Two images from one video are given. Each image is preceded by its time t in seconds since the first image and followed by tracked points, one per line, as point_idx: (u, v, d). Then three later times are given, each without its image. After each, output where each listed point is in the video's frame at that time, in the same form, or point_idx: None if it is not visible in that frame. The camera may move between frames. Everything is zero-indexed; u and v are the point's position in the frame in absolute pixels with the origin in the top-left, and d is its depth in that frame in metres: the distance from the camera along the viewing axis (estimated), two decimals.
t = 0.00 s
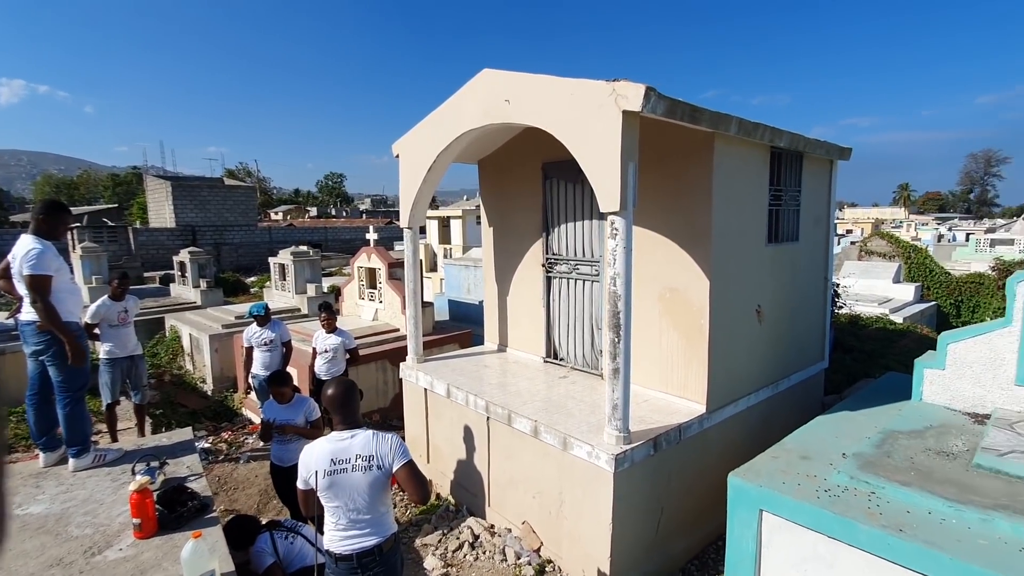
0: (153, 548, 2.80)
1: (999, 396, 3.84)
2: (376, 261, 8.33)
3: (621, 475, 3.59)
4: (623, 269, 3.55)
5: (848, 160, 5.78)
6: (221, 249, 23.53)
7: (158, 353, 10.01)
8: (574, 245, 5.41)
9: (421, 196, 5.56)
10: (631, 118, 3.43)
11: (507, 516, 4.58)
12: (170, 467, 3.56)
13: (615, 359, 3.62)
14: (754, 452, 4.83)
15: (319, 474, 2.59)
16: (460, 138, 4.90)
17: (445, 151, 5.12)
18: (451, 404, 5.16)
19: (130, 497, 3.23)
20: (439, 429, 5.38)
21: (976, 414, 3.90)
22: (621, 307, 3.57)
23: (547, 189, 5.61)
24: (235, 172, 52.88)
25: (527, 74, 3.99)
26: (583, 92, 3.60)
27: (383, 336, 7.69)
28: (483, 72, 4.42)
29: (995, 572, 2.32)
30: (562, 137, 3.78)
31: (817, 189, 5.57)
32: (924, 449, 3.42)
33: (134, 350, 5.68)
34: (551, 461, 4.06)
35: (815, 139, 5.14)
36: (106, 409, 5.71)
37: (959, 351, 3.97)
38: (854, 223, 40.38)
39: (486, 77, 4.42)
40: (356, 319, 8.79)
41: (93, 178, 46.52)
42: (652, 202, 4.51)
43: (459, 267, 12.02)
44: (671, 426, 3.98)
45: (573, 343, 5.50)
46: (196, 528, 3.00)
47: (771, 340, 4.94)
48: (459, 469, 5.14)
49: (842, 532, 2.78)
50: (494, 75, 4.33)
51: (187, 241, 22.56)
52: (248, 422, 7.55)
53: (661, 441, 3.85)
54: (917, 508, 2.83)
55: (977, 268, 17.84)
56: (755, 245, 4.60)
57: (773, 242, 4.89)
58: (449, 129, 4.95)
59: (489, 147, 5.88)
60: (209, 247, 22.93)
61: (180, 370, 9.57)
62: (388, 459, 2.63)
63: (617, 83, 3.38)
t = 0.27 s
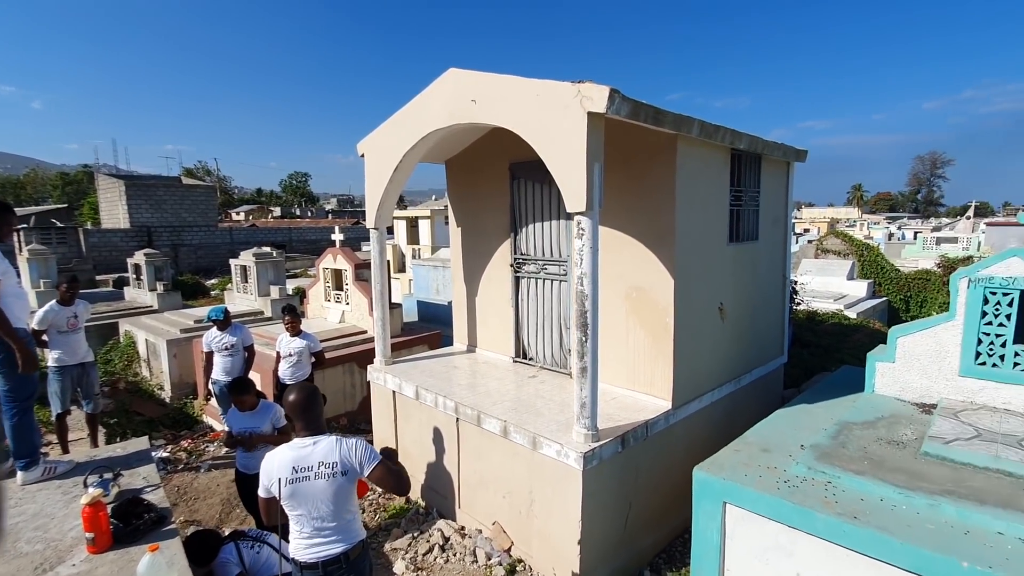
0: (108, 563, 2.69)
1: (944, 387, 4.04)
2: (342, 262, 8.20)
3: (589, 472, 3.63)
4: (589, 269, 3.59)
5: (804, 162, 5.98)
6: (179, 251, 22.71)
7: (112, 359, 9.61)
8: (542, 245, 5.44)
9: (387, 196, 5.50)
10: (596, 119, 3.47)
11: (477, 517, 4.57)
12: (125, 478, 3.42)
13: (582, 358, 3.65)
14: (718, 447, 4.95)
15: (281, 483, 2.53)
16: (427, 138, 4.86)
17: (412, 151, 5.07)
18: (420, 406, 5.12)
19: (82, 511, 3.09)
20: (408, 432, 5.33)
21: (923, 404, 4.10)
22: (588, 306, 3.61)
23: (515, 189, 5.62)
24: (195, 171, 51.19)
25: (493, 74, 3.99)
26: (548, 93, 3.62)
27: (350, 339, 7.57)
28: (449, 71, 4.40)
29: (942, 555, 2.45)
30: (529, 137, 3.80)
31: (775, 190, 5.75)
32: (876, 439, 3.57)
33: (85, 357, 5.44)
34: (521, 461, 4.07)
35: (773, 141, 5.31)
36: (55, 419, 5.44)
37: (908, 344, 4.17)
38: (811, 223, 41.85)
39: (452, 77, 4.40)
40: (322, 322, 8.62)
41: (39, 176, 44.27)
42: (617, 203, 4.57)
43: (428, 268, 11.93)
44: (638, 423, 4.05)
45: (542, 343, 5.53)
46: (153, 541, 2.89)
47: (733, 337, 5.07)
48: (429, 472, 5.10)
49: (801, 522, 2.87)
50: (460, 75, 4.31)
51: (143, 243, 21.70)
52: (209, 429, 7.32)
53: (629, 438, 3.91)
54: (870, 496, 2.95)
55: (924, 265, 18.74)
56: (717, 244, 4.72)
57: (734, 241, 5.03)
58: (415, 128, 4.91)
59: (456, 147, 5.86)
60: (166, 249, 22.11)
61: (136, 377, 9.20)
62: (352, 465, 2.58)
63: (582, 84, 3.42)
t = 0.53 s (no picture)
0: None
1: (896, 379, 4.23)
2: (308, 263, 8.03)
3: (559, 470, 3.66)
4: (557, 269, 3.61)
5: (764, 163, 6.17)
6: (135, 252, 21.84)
7: (63, 366, 9.17)
8: (510, 245, 5.45)
9: (353, 196, 5.41)
10: (562, 120, 3.49)
11: (448, 519, 4.56)
12: (78, 491, 3.27)
13: (552, 357, 3.67)
14: (684, 442, 5.06)
15: (245, 493, 2.43)
16: (393, 137, 4.81)
17: (378, 150, 5.00)
18: (389, 409, 5.06)
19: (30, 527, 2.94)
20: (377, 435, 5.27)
21: (876, 396, 4.28)
22: (556, 305, 3.63)
23: (483, 189, 5.61)
24: (151, 169, 49.34)
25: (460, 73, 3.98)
26: (515, 93, 3.63)
27: (317, 341, 7.43)
28: (415, 70, 4.36)
29: (895, 540, 2.56)
30: (496, 137, 3.80)
31: (736, 190, 5.91)
32: (833, 430, 3.71)
33: (34, 365, 5.18)
34: (492, 461, 4.07)
35: (735, 143, 5.45)
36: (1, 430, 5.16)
37: (862, 338, 4.34)
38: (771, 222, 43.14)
39: (418, 75, 4.37)
40: (287, 324, 8.43)
41: None
42: (584, 203, 4.62)
43: (396, 268, 11.80)
44: (607, 420, 4.10)
45: (512, 343, 5.54)
46: (110, 554, 2.78)
47: (698, 334, 5.19)
48: (399, 475, 5.06)
49: (764, 512, 2.96)
50: (426, 74, 4.28)
51: (96, 244, 20.79)
52: (169, 437, 7.07)
53: (598, 435, 3.95)
54: (828, 486, 3.06)
55: (877, 262, 19.53)
56: (682, 243, 4.82)
57: (698, 241, 5.15)
58: (381, 127, 4.85)
59: (424, 146, 5.81)
60: (122, 250, 21.24)
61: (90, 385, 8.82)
62: (321, 469, 2.59)
63: (549, 85, 3.43)
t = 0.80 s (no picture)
0: None
1: (852, 372, 4.40)
2: (273, 265, 7.85)
3: (530, 469, 3.68)
4: (526, 269, 3.63)
5: (727, 164, 6.32)
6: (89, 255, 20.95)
7: (11, 375, 8.74)
8: (480, 245, 5.45)
9: (319, 197, 5.32)
10: (530, 120, 3.51)
11: (420, 522, 4.52)
12: (28, 504, 3.12)
13: (521, 357, 3.69)
14: (653, 438, 5.15)
15: (216, 502, 2.35)
16: (360, 136, 4.75)
17: (344, 150, 4.93)
18: (358, 412, 4.99)
19: None
20: (346, 438, 5.19)
21: (834, 388, 4.44)
22: (525, 305, 3.65)
23: (452, 189, 5.59)
24: (105, 168, 47.38)
25: (427, 72, 3.95)
26: (483, 93, 3.63)
27: (283, 345, 7.27)
28: (381, 69, 4.32)
29: (851, 527, 2.66)
30: (463, 137, 3.79)
31: (701, 191, 6.04)
32: (794, 423, 3.84)
33: None
34: (463, 462, 4.06)
35: (699, 144, 5.57)
36: None
37: (820, 334, 4.49)
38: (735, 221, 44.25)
39: (384, 74, 4.32)
40: (252, 327, 8.23)
41: None
42: (553, 203, 4.65)
43: (365, 269, 11.63)
44: (576, 418, 4.14)
45: (482, 343, 5.54)
46: (64, 569, 2.67)
47: (665, 332, 5.29)
48: (369, 478, 4.99)
49: (729, 504, 3.03)
50: (392, 73, 4.24)
51: (46, 246, 19.84)
52: (127, 446, 6.81)
53: (568, 433, 3.99)
54: (789, 476, 3.16)
55: (836, 260, 20.25)
56: (649, 243, 4.90)
57: (665, 240, 5.24)
58: (347, 127, 4.78)
59: (391, 146, 5.75)
60: (75, 253, 20.34)
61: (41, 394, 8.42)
62: (292, 469, 2.57)
63: (516, 86, 3.45)
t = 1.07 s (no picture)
0: None
1: (814, 366, 4.54)
2: (239, 268, 7.66)
3: (503, 469, 3.68)
4: (498, 270, 3.63)
5: (695, 165, 6.45)
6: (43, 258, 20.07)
7: None
8: (452, 246, 5.43)
9: (286, 197, 5.22)
10: (500, 121, 3.51)
11: (393, 526, 4.48)
12: None
13: (494, 358, 3.69)
14: (624, 436, 5.22)
15: (185, 508, 2.28)
16: (328, 136, 4.68)
17: (312, 150, 4.85)
18: (328, 416, 4.91)
19: None
20: (316, 443, 5.10)
21: (798, 382, 4.57)
22: (497, 306, 3.65)
23: (423, 190, 5.55)
24: (60, 168, 45.47)
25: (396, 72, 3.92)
26: (453, 93, 3.62)
27: (251, 349, 7.11)
28: (349, 68, 4.26)
29: (814, 517, 2.75)
30: (433, 137, 3.77)
31: (670, 191, 6.15)
32: (760, 417, 3.94)
33: None
34: (436, 464, 4.03)
35: (667, 145, 5.67)
36: None
37: (784, 330, 4.62)
38: (704, 220, 45.16)
39: (352, 73, 4.27)
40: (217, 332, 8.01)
41: None
42: (524, 204, 4.66)
43: (335, 271, 11.45)
44: (549, 417, 4.16)
45: (455, 344, 5.52)
46: None
47: (635, 330, 5.36)
48: (340, 484, 4.92)
49: (698, 498, 3.10)
50: (360, 72, 4.19)
51: None
52: (86, 457, 6.55)
53: (541, 433, 4.01)
54: (756, 469, 3.24)
55: (800, 258, 20.85)
56: (619, 243, 4.97)
57: (635, 240, 5.31)
58: (315, 126, 4.70)
59: (360, 146, 5.68)
60: (27, 256, 19.46)
61: None
62: (263, 478, 2.51)
63: (485, 86, 3.44)
